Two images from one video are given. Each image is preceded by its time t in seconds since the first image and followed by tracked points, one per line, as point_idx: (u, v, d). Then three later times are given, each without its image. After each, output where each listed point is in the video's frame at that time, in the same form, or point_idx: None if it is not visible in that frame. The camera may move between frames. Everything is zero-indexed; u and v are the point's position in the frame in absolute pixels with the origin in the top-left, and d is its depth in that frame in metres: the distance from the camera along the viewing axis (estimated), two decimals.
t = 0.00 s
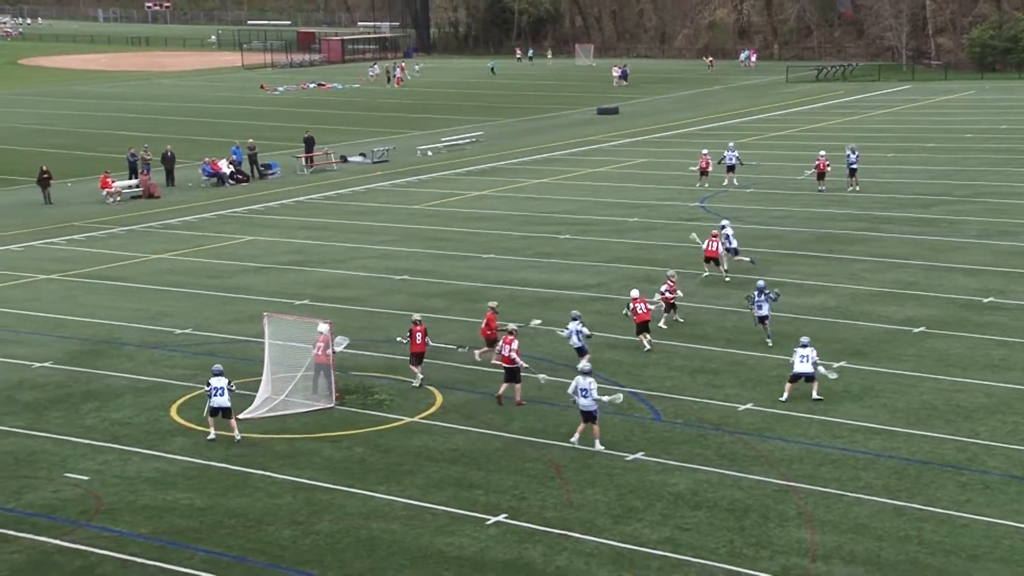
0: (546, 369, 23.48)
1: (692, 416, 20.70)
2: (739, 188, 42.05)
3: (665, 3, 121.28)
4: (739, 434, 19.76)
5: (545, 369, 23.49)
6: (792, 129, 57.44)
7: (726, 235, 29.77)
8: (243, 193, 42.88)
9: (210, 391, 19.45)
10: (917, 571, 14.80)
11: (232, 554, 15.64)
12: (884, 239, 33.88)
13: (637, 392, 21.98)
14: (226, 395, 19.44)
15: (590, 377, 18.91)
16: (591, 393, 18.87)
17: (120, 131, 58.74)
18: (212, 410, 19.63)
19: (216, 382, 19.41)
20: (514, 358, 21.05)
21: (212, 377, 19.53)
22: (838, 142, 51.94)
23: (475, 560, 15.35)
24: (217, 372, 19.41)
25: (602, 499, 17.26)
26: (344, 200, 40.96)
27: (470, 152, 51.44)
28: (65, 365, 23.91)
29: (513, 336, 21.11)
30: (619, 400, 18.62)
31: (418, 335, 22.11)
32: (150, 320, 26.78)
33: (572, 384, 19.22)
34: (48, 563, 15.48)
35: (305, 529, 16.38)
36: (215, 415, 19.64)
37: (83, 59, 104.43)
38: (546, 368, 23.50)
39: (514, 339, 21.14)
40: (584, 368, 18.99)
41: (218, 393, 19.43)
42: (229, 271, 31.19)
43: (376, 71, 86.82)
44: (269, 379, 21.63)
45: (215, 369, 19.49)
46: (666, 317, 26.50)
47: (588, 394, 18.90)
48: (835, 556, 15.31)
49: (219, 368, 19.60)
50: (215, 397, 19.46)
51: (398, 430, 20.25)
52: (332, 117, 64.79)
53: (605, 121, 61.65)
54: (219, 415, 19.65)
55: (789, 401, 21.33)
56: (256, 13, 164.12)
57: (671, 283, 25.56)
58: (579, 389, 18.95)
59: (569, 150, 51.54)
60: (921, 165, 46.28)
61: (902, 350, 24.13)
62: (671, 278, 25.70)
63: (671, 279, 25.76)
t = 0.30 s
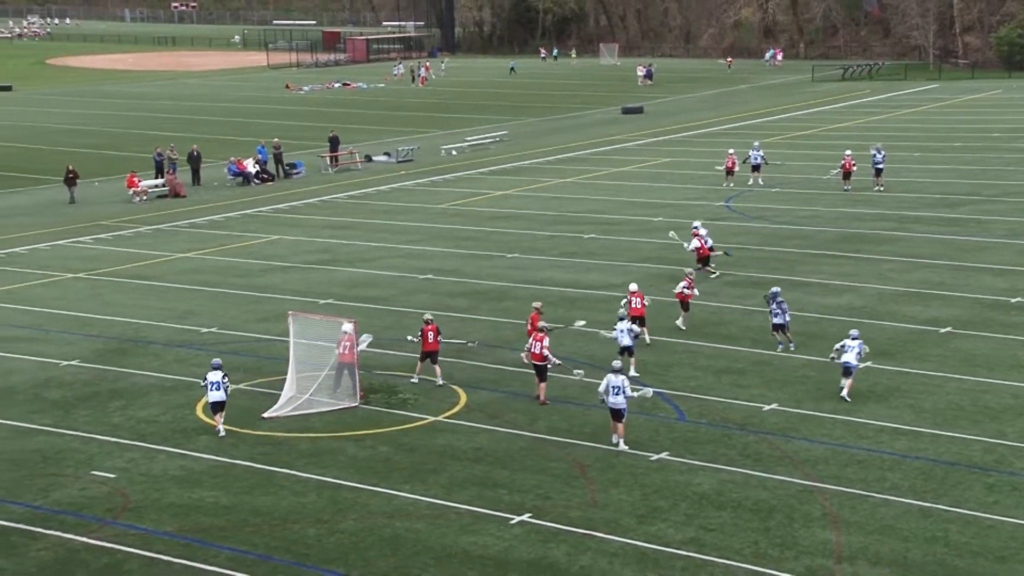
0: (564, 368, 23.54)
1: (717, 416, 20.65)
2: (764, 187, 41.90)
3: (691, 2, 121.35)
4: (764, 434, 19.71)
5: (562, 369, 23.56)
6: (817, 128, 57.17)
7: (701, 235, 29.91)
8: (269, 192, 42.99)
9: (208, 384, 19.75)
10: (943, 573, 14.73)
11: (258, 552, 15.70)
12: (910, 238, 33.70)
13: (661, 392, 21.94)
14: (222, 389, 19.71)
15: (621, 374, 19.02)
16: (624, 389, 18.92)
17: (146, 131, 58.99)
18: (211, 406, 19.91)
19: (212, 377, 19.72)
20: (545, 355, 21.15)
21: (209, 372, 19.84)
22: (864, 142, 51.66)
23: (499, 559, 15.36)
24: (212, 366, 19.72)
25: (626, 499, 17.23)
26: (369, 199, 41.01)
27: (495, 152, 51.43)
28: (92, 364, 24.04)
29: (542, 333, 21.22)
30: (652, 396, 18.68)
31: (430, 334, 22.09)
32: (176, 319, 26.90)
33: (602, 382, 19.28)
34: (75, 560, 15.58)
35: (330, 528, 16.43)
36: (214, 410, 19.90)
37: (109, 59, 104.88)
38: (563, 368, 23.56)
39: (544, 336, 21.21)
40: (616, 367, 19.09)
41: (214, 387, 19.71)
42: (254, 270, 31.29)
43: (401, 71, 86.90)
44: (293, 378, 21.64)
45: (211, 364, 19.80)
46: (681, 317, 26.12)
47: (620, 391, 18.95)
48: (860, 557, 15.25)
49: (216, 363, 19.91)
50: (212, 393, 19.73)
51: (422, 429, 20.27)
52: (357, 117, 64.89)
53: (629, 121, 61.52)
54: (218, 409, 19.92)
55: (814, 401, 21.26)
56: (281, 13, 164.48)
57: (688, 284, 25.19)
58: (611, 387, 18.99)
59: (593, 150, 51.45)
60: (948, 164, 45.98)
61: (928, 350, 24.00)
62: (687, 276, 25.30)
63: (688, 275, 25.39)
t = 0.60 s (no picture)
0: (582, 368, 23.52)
1: (739, 416, 20.60)
2: (787, 188, 41.75)
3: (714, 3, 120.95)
4: (787, 435, 19.65)
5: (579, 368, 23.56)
6: (841, 129, 56.93)
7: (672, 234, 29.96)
8: (292, 192, 43.12)
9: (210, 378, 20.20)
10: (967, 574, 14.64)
11: (280, 551, 15.74)
12: (934, 239, 33.55)
13: (683, 393, 21.90)
14: (224, 383, 20.19)
15: (642, 373, 18.97)
16: (645, 389, 18.92)
17: (170, 131, 59.26)
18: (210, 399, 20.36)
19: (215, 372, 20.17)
20: (567, 354, 21.18)
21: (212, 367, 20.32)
22: (888, 142, 51.43)
23: (521, 559, 15.35)
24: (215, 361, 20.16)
25: (648, 499, 17.21)
26: (392, 199, 41.09)
27: (517, 152, 51.46)
28: (116, 363, 24.15)
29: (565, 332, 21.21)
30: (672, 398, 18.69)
31: (444, 331, 22.38)
32: (199, 319, 27.01)
33: (623, 380, 19.27)
34: (98, 559, 15.65)
35: (352, 527, 16.46)
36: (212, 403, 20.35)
37: (133, 60, 105.25)
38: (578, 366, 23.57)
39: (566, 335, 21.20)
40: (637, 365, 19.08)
41: (216, 381, 20.17)
42: (278, 270, 31.39)
43: (423, 71, 86.97)
44: (315, 379, 21.69)
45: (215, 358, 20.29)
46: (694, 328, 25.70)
47: (642, 390, 18.96)
48: (884, 558, 15.19)
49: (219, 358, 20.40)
50: (213, 386, 20.20)
51: (444, 429, 20.29)
52: (380, 117, 64.97)
53: (652, 121, 61.47)
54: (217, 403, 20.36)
55: (837, 402, 21.18)
56: (304, 14, 164.70)
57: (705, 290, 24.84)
58: (632, 386, 18.99)
59: (616, 150, 51.39)
60: (973, 165, 45.74)
61: (952, 351, 23.89)
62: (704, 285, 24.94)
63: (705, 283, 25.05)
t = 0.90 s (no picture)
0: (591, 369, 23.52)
1: (751, 417, 20.57)
2: (800, 188, 41.68)
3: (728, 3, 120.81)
4: (800, 435, 19.63)
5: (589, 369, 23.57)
6: (854, 129, 56.80)
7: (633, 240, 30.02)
8: (306, 193, 43.19)
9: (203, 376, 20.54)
10: None
11: (292, 552, 15.75)
12: (947, 240, 33.46)
13: (695, 393, 21.89)
14: (219, 380, 20.49)
15: (652, 370, 19.06)
16: (654, 386, 19.00)
17: (183, 131, 59.44)
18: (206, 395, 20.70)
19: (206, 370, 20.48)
20: (578, 352, 21.16)
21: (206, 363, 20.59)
22: (901, 143, 51.29)
23: (533, 560, 15.35)
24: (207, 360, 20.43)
25: (660, 500, 17.19)
26: (405, 200, 41.13)
27: (530, 153, 51.48)
28: (129, 363, 24.21)
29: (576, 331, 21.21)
30: (680, 395, 18.79)
31: (457, 330, 22.46)
32: (212, 319, 27.07)
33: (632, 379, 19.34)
34: (111, 559, 15.69)
35: (364, 528, 16.47)
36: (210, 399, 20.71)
37: (148, 61, 105.61)
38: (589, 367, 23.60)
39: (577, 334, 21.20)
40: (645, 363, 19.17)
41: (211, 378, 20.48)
42: (290, 270, 31.45)
43: (436, 72, 87.11)
44: (327, 380, 21.71)
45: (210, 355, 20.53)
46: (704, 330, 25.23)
47: (651, 387, 19.05)
48: (897, 560, 15.14)
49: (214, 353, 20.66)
50: (208, 383, 20.51)
51: (456, 430, 20.30)
52: (393, 118, 65.07)
53: (665, 122, 61.44)
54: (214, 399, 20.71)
55: (849, 403, 21.14)
56: (318, 15, 165.07)
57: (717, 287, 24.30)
58: (642, 384, 19.07)
59: (629, 151, 51.36)
60: (987, 166, 45.58)
61: (965, 352, 23.81)
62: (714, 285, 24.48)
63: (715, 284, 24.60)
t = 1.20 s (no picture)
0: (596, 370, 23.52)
1: (757, 419, 20.55)
2: (805, 190, 41.63)
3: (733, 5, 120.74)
4: (805, 437, 19.62)
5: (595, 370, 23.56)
6: (860, 131, 56.74)
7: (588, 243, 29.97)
8: (312, 194, 43.20)
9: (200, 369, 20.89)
10: None
11: (297, 554, 15.77)
12: (954, 242, 33.40)
13: (700, 395, 21.88)
14: (213, 377, 20.79)
15: (652, 370, 19.19)
16: (654, 386, 19.15)
17: (189, 133, 59.53)
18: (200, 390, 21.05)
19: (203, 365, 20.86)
20: (584, 353, 21.15)
21: (202, 359, 20.96)
22: (907, 145, 51.22)
23: (539, 562, 15.36)
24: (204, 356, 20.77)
25: (666, 502, 17.18)
26: (411, 202, 41.14)
27: (535, 154, 51.48)
28: (135, 365, 24.25)
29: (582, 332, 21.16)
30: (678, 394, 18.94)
31: (454, 331, 22.70)
32: (217, 320, 27.11)
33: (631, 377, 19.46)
34: (116, 560, 15.72)
35: (369, 530, 16.49)
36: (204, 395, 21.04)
37: (154, 63, 105.77)
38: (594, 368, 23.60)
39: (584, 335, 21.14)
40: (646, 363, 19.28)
41: (205, 374, 20.82)
42: (296, 271, 31.47)
43: (442, 74, 87.16)
44: (333, 381, 21.72)
45: (207, 350, 20.88)
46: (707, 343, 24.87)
47: (652, 386, 19.17)
48: (903, 562, 15.13)
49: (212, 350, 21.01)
50: (202, 378, 20.85)
51: (461, 431, 20.31)
52: (398, 119, 65.09)
53: (671, 123, 61.42)
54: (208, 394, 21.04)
55: (855, 405, 21.12)
56: (324, 17, 165.22)
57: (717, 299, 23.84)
58: (643, 383, 19.19)
59: (635, 152, 51.34)
60: (993, 168, 45.49)
61: (971, 355, 23.78)
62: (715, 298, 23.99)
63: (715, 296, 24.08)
